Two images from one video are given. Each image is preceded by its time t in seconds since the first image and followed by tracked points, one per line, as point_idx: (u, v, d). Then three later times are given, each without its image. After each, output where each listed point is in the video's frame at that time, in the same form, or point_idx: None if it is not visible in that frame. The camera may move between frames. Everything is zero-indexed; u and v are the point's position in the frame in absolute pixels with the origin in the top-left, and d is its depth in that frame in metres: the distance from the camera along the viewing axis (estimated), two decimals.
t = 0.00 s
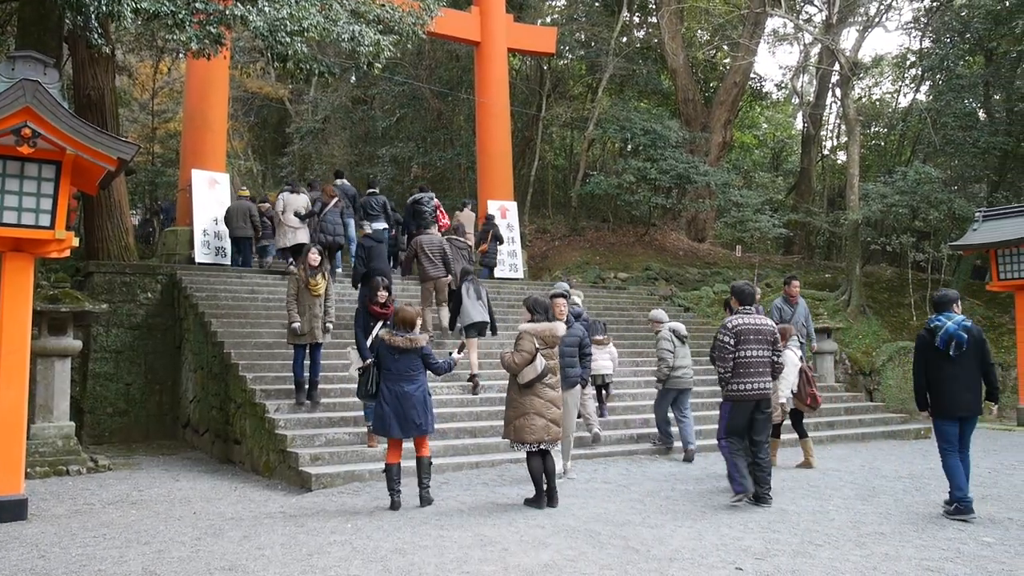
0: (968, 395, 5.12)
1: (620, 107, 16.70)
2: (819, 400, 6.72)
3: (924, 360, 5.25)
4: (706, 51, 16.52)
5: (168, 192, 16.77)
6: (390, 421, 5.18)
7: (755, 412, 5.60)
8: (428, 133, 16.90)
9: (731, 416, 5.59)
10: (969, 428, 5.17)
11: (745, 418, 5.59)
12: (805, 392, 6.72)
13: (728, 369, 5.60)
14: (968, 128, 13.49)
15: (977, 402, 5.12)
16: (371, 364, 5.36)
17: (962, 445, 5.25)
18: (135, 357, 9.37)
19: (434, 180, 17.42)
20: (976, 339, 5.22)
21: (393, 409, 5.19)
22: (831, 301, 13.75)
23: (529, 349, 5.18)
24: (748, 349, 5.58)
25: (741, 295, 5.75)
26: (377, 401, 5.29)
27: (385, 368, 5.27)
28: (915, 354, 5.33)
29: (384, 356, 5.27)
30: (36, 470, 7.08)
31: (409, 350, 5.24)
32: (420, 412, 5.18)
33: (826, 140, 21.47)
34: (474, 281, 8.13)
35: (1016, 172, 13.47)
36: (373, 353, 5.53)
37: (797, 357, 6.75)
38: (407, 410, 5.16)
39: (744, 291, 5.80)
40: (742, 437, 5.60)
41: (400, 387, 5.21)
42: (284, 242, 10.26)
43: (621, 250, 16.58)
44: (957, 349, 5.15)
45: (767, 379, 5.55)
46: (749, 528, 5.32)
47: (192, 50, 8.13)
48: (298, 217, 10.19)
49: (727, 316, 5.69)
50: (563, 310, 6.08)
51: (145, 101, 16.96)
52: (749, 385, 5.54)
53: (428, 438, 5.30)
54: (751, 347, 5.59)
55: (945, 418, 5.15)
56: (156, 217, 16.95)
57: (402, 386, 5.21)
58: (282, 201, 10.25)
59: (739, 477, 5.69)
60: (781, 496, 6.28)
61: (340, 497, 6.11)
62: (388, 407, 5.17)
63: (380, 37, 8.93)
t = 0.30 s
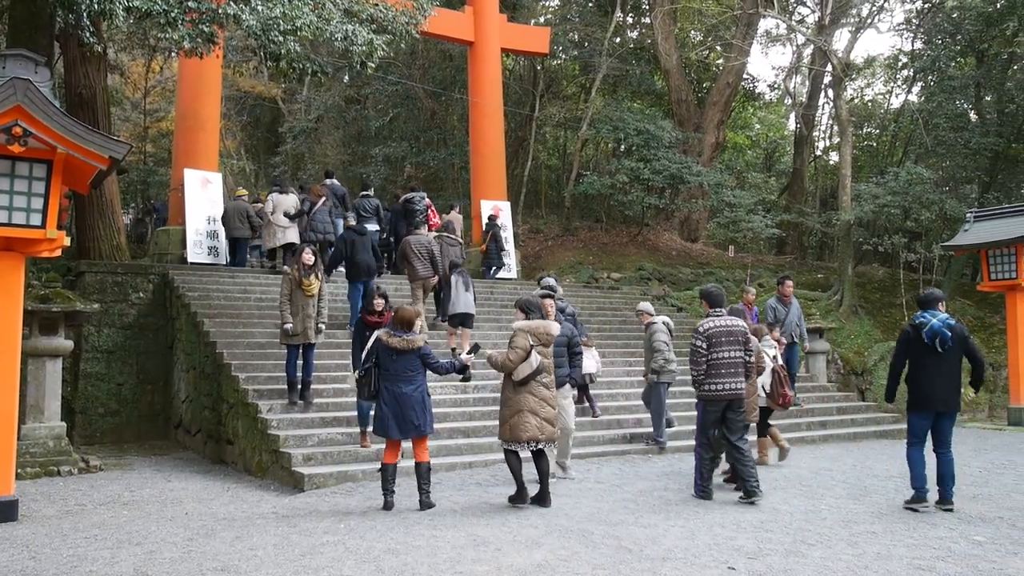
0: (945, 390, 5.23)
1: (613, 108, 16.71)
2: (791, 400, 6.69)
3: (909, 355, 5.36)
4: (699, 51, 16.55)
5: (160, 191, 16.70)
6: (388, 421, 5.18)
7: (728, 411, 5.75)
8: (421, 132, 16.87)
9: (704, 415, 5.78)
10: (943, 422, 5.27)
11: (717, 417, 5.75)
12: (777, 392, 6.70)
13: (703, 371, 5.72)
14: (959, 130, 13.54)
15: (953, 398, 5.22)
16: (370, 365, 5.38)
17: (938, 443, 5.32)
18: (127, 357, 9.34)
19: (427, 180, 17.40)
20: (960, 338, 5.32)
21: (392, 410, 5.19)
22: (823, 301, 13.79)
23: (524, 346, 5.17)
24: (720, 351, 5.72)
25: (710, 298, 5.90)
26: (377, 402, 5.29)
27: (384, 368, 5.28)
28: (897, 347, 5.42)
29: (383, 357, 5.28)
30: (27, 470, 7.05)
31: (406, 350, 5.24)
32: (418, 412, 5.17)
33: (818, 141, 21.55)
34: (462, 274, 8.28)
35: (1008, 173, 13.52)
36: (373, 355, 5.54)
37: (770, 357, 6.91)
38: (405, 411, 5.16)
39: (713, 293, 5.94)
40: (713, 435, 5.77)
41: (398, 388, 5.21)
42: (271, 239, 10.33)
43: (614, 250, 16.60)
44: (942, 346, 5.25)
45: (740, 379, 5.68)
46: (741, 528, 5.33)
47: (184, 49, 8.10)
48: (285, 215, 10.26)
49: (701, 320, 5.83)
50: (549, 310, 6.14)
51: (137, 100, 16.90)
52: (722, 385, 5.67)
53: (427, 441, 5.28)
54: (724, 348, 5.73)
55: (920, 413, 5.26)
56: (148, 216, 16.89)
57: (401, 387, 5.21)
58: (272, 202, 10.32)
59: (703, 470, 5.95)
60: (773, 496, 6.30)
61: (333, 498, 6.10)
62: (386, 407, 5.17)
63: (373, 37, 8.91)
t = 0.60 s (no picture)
0: (919, 388, 5.26)
1: (602, 108, 16.73)
2: (768, 398, 6.90)
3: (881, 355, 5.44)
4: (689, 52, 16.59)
5: (149, 190, 16.62)
6: (381, 420, 5.20)
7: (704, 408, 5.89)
8: (411, 132, 16.84)
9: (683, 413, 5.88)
10: (924, 420, 5.27)
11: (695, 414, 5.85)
12: (755, 390, 6.91)
13: (676, 369, 5.88)
14: (947, 131, 13.61)
15: (929, 396, 5.23)
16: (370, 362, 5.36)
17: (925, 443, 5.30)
18: (115, 357, 9.29)
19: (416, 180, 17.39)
20: (933, 334, 5.32)
21: (386, 409, 5.20)
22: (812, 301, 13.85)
23: (500, 349, 5.14)
24: (694, 349, 5.87)
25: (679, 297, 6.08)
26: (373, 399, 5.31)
27: (383, 368, 5.26)
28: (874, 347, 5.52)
29: (383, 356, 5.25)
30: (13, 471, 7.00)
31: (406, 351, 5.20)
32: (412, 415, 5.17)
33: (807, 142, 21.64)
34: (444, 272, 8.33)
35: (994, 174, 13.61)
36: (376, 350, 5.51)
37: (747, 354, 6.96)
38: (398, 411, 5.17)
39: (684, 292, 6.06)
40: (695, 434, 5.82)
41: (394, 389, 5.21)
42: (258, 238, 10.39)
43: (604, 250, 16.65)
44: (910, 344, 5.29)
45: (715, 376, 5.83)
46: (730, 527, 5.35)
47: (173, 47, 8.08)
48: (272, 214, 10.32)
49: (672, 320, 5.96)
50: (535, 309, 6.12)
51: (125, 99, 16.81)
52: (696, 382, 5.81)
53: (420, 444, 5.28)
54: (697, 346, 5.88)
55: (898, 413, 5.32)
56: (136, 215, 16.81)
57: (397, 388, 5.19)
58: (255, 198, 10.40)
59: (692, 468, 5.97)
60: (762, 496, 6.33)
61: (322, 498, 6.08)
62: (380, 406, 5.19)
63: (363, 36, 8.89)
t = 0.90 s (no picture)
0: (906, 388, 5.31)
1: (591, 109, 16.74)
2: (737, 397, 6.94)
3: (870, 355, 5.49)
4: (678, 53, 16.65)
5: (135, 190, 16.54)
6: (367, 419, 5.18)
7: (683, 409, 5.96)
8: (399, 132, 16.78)
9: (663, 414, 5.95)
10: (912, 420, 5.29)
11: (675, 415, 5.92)
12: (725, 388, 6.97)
13: (656, 370, 5.95)
14: (933, 132, 13.68)
15: (915, 396, 5.27)
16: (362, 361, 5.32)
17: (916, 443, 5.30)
18: (101, 357, 9.23)
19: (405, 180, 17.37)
20: (920, 335, 5.32)
21: (375, 409, 5.18)
22: (799, 302, 13.93)
23: (466, 347, 5.17)
24: (672, 349, 5.96)
25: (657, 300, 6.17)
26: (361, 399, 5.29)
27: (376, 367, 5.23)
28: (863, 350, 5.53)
29: (377, 355, 5.23)
30: None
31: (401, 352, 5.19)
32: (399, 417, 5.16)
33: (795, 143, 21.74)
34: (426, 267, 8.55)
35: (980, 175, 13.69)
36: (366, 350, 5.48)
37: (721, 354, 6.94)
38: (385, 412, 5.16)
39: (661, 295, 6.18)
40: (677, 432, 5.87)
41: (383, 389, 5.19)
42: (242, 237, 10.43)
43: (592, 250, 16.70)
44: (897, 345, 5.32)
45: (692, 377, 5.92)
46: (718, 527, 5.37)
47: (160, 46, 8.04)
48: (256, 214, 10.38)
49: (650, 321, 6.06)
50: (524, 310, 6.06)
51: (111, 98, 16.70)
52: (674, 382, 5.88)
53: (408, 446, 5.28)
54: (675, 346, 5.97)
55: (887, 413, 5.36)
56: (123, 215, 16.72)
57: (390, 389, 5.18)
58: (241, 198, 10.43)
59: (678, 467, 5.91)
60: (749, 495, 6.36)
61: (310, 498, 6.07)
62: (367, 405, 5.17)
63: (352, 35, 8.86)
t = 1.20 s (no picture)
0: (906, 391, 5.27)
1: (577, 109, 16.74)
2: (712, 393, 7.06)
3: (874, 356, 5.43)
4: (663, 54, 16.72)
5: (119, 189, 16.43)
6: (355, 420, 5.13)
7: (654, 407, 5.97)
8: (385, 131, 16.73)
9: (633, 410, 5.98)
10: (910, 424, 5.27)
11: (646, 412, 5.95)
12: (700, 384, 7.07)
13: (630, 366, 5.97)
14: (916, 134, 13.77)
15: (915, 399, 5.23)
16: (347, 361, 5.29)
17: (914, 448, 5.26)
18: (84, 357, 9.17)
19: (391, 179, 17.34)
20: (925, 341, 5.27)
21: (364, 408, 5.15)
22: (784, 302, 14.01)
23: (433, 348, 5.11)
24: (647, 347, 5.98)
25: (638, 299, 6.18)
26: (346, 399, 5.22)
27: (363, 366, 5.21)
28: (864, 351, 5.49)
29: (364, 354, 5.21)
30: None
31: (389, 351, 5.19)
32: (389, 416, 5.14)
33: (779, 143, 21.86)
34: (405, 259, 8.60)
35: (962, 177, 13.79)
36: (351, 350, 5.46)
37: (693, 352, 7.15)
38: (374, 412, 5.13)
39: (642, 294, 6.20)
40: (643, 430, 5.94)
41: (372, 389, 5.16)
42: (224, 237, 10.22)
43: (578, 250, 16.75)
44: (902, 348, 5.27)
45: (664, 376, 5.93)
46: (702, 526, 5.39)
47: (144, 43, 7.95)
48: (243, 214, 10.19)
49: (629, 317, 6.08)
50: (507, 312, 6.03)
51: (95, 96, 16.58)
52: (646, 380, 5.89)
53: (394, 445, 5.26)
54: (651, 345, 6.00)
55: (885, 416, 5.32)
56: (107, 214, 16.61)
57: (378, 388, 5.17)
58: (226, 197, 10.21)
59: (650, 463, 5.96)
60: (733, 494, 6.39)
61: (294, 499, 6.05)
62: (356, 406, 5.13)
63: (337, 34, 8.83)
